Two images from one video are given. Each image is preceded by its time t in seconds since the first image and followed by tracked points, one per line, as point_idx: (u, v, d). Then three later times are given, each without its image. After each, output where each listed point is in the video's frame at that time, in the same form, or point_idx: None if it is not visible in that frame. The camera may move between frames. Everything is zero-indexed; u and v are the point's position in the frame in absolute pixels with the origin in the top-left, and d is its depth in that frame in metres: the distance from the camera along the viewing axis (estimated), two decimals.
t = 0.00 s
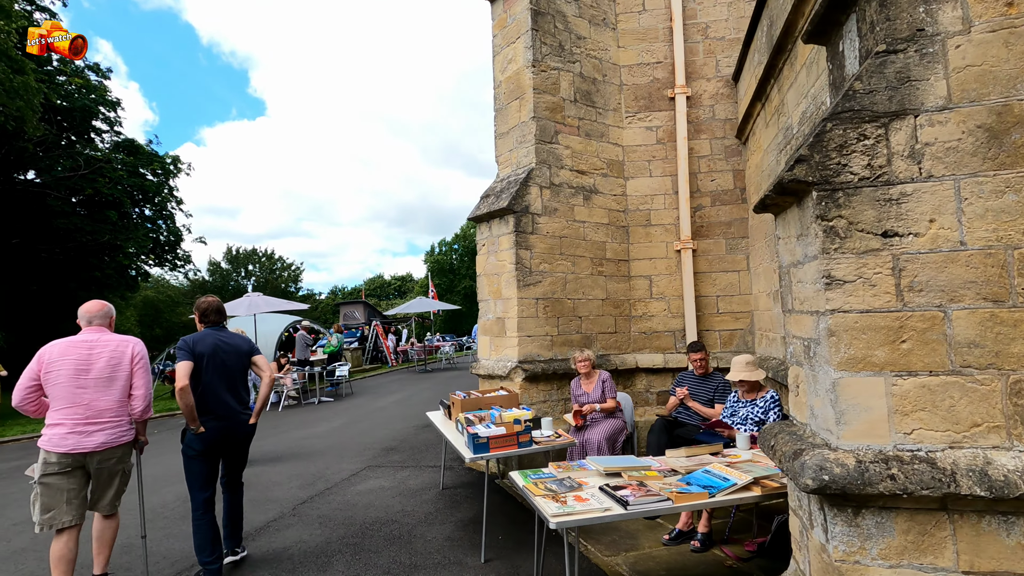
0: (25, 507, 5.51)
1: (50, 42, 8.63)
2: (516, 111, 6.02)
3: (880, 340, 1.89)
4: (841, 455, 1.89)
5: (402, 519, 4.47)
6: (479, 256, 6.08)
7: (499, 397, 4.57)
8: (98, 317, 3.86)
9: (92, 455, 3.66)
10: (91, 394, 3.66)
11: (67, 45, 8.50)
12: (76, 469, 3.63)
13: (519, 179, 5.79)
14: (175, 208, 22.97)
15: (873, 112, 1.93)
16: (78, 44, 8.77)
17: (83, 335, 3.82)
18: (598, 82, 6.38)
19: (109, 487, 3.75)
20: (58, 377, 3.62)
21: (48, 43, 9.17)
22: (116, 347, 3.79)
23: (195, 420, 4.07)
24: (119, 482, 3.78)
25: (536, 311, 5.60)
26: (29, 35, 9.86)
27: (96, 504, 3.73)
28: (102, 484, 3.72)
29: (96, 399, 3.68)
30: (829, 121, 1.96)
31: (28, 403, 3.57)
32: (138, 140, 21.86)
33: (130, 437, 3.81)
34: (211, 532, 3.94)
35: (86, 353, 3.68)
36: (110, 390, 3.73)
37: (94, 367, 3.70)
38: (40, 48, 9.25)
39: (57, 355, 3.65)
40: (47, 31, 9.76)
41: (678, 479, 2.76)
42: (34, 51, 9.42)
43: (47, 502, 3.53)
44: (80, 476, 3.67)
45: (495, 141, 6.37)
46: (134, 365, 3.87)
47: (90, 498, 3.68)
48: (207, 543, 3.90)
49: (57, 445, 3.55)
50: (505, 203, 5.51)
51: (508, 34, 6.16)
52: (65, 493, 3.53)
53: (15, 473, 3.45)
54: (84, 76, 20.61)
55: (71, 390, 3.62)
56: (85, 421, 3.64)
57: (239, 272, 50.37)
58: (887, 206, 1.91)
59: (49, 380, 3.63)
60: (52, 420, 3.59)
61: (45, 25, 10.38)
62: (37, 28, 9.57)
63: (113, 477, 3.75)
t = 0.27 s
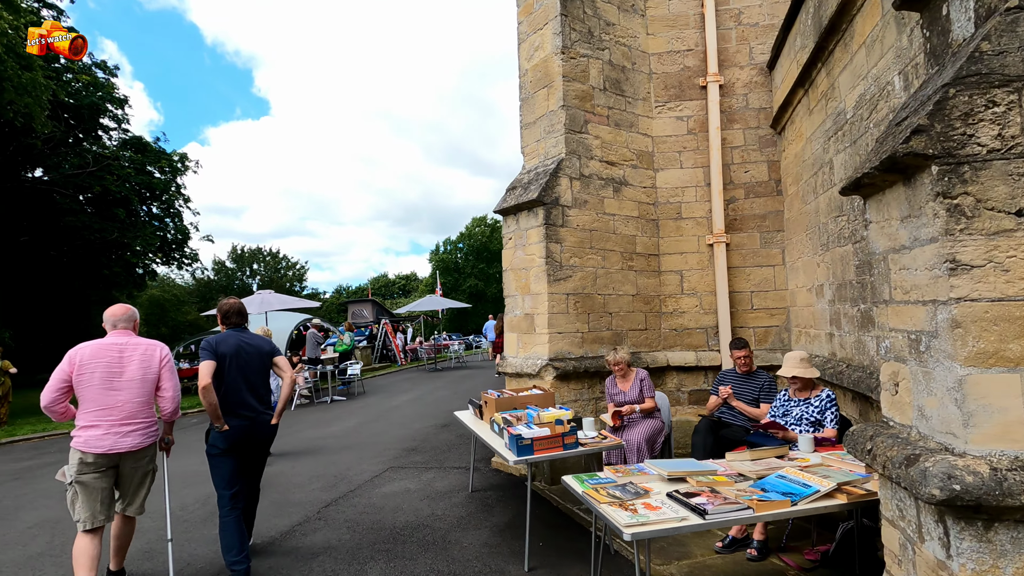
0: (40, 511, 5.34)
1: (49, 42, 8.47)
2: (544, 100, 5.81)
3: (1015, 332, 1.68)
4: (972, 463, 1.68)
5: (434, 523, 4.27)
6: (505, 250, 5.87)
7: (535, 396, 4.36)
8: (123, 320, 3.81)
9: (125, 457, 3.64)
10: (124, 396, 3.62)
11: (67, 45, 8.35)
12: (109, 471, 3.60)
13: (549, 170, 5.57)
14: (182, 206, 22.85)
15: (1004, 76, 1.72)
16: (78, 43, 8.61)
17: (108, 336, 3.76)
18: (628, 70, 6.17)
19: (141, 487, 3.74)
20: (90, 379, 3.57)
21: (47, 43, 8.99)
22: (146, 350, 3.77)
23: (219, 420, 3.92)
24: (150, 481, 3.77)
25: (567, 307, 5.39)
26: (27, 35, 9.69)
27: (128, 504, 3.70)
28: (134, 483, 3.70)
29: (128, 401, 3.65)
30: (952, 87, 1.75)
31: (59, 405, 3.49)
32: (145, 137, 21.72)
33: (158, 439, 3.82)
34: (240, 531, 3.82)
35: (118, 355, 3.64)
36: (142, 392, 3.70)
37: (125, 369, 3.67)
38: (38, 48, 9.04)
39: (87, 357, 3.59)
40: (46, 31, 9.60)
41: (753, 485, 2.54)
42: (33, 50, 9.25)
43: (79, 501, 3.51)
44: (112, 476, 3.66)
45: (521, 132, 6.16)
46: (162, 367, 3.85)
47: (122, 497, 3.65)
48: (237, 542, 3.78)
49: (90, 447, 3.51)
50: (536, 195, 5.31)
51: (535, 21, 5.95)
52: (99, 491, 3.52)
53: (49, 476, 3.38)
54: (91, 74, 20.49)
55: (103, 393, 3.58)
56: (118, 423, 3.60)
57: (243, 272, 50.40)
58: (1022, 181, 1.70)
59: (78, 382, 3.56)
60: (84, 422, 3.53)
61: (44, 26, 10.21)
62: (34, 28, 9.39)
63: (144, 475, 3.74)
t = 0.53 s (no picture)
0: (59, 513, 5.20)
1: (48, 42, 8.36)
2: (576, 89, 5.59)
3: None
4: None
5: (470, 531, 4.07)
6: (535, 246, 5.67)
7: (576, 398, 4.15)
8: (153, 315, 4.09)
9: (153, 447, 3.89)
10: (157, 388, 3.90)
11: (66, 45, 8.22)
12: (137, 461, 3.82)
13: (582, 162, 5.35)
14: (193, 204, 22.76)
15: None
16: (76, 44, 8.49)
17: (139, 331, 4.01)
18: (662, 58, 5.94)
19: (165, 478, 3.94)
20: (125, 372, 3.80)
21: (47, 43, 8.90)
22: (178, 345, 4.07)
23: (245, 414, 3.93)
24: (174, 474, 3.97)
25: (602, 305, 5.18)
26: (29, 38, 9.61)
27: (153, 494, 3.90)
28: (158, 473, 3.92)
29: (162, 393, 3.93)
30: None
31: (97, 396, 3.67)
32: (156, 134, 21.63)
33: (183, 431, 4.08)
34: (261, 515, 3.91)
35: (154, 349, 3.93)
36: (173, 385, 3.99)
37: (158, 363, 3.95)
38: (38, 48, 8.94)
39: (124, 350, 3.84)
40: (47, 32, 9.52)
41: (842, 498, 2.33)
42: (34, 50, 9.14)
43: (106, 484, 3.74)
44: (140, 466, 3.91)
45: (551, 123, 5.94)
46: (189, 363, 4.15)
47: (147, 485, 3.86)
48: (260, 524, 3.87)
49: (123, 436, 3.74)
50: (569, 187, 5.09)
51: (566, 7, 5.73)
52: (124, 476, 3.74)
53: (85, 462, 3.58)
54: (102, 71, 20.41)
55: (138, 384, 3.84)
56: (149, 414, 3.87)
57: (252, 270, 50.42)
58: None
59: (114, 373, 3.78)
60: (117, 412, 3.76)
61: (45, 26, 10.02)
62: (35, 30, 9.32)
63: (169, 467, 3.96)
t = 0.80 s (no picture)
0: (70, 515, 5.00)
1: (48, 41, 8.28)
2: (605, 75, 5.36)
3: None
4: None
5: (503, 535, 3.86)
6: (561, 237, 5.46)
7: (614, 395, 3.93)
8: (170, 311, 3.99)
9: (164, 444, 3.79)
10: (170, 385, 3.81)
11: (66, 45, 8.12)
12: (148, 456, 3.73)
13: (613, 150, 5.13)
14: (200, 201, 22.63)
15: None
16: (77, 44, 8.43)
17: (154, 327, 3.92)
18: (693, 43, 5.71)
19: (178, 473, 3.79)
20: (139, 368, 3.72)
21: (46, 42, 8.73)
22: (193, 342, 3.97)
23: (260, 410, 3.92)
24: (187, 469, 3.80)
25: (634, 299, 4.96)
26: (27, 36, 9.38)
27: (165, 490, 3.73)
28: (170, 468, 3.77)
29: (174, 390, 3.83)
30: None
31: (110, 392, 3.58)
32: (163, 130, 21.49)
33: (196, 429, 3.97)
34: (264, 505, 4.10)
35: (169, 346, 3.82)
36: (187, 383, 3.89)
37: (172, 359, 3.85)
38: (39, 49, 8.83)
39: (139, 345, 3.74)
40: (45, 32, 9.32)
41: (935, 505, 2.12)
42: (34, 50, 8.97)
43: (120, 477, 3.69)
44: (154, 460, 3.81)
45: (577, 111, 5.72)
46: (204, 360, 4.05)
47: (159, 481, 3.73)
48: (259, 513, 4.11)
49: (134, 433, 3.65)
50: (601, 175, 4.87)
51: None
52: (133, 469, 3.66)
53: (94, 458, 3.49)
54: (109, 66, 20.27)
55: (151, 381, 3.75)
56: (160, 411, 3.76)
57: (257, 268, 50.35)
58: None
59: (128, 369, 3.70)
60: (129, 408, 3.67)
61: (45, 26, 9.85)
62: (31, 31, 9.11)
63: (182, 462, 3.81)
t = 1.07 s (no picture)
0: (80, 520, 4.81)
1: (48, 42, 8.14)
2: (635, 60, 5.12)
3: None
4: None
5: (537, 546, 3.64)
6: (588, 231, 5.23)
7: (656, 398, 3.70)
8: (174, 310, 3.99)
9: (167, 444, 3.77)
10: (169, 384, 3.78)
11: (66, 46, 8.05)
12: (149, 456, 3.73)
13: (645, 139, 4.88)
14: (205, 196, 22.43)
15: None
16: (78, 43, 8.25)
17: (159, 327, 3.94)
18: (725, 27, 5.45)
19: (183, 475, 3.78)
20: (139, 367, 3.73)
21: (49, 44, 8.63)
22: (194, 341, 3.94)
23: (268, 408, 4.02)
24: (191, 471, 3.79)
25: (668, 295, 4.72)
26: (28, 37, 9.28)
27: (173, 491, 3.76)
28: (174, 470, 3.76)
29: (174, 390, 3.80)
30: None
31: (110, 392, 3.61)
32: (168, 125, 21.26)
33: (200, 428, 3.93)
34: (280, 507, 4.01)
35: (168, 345, 3.81)
36: (187, 381, 3.86)
37: (173, 358, 3.83)
38: (38, 49, 8.80)
39: (139, 345, 3.76)
40: (46, 34, 9.26)
41: None
42: (35, 50, 8.79)
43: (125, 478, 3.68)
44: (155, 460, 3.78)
45: (604, 99, 5.48)
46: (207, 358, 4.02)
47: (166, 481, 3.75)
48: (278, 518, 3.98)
49: (134, 432, 3.65)
50: (634, 166, 4.63)
51: None
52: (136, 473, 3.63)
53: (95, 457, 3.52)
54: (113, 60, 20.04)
55: (151, 380, 3.74)
56: (161, 410, 3.74)
57: (260, 264, 50.20)
58: None
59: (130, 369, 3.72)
60: (130, 408, 3.67)
61: (45, 26, 9.73)
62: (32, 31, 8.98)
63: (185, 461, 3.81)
